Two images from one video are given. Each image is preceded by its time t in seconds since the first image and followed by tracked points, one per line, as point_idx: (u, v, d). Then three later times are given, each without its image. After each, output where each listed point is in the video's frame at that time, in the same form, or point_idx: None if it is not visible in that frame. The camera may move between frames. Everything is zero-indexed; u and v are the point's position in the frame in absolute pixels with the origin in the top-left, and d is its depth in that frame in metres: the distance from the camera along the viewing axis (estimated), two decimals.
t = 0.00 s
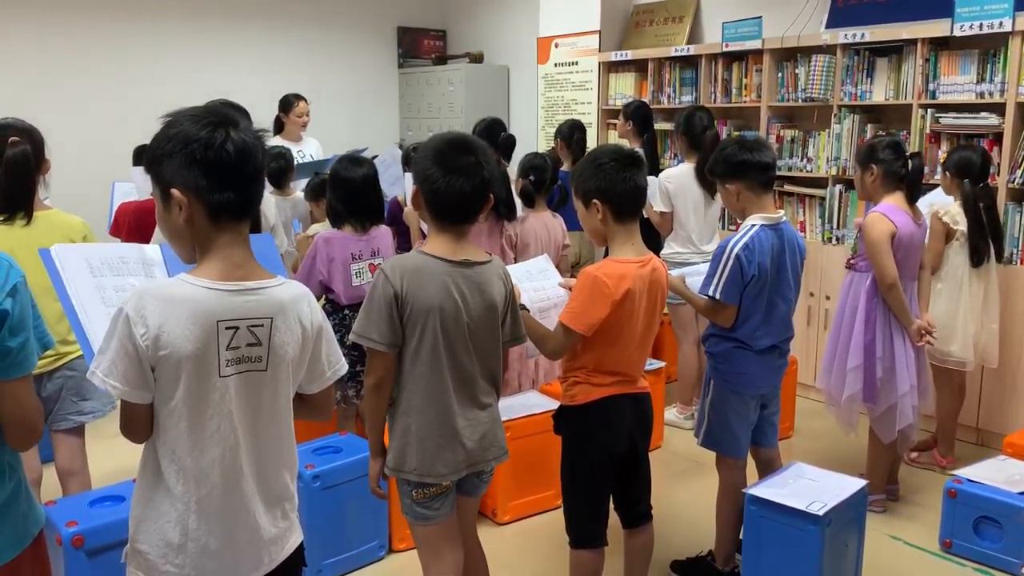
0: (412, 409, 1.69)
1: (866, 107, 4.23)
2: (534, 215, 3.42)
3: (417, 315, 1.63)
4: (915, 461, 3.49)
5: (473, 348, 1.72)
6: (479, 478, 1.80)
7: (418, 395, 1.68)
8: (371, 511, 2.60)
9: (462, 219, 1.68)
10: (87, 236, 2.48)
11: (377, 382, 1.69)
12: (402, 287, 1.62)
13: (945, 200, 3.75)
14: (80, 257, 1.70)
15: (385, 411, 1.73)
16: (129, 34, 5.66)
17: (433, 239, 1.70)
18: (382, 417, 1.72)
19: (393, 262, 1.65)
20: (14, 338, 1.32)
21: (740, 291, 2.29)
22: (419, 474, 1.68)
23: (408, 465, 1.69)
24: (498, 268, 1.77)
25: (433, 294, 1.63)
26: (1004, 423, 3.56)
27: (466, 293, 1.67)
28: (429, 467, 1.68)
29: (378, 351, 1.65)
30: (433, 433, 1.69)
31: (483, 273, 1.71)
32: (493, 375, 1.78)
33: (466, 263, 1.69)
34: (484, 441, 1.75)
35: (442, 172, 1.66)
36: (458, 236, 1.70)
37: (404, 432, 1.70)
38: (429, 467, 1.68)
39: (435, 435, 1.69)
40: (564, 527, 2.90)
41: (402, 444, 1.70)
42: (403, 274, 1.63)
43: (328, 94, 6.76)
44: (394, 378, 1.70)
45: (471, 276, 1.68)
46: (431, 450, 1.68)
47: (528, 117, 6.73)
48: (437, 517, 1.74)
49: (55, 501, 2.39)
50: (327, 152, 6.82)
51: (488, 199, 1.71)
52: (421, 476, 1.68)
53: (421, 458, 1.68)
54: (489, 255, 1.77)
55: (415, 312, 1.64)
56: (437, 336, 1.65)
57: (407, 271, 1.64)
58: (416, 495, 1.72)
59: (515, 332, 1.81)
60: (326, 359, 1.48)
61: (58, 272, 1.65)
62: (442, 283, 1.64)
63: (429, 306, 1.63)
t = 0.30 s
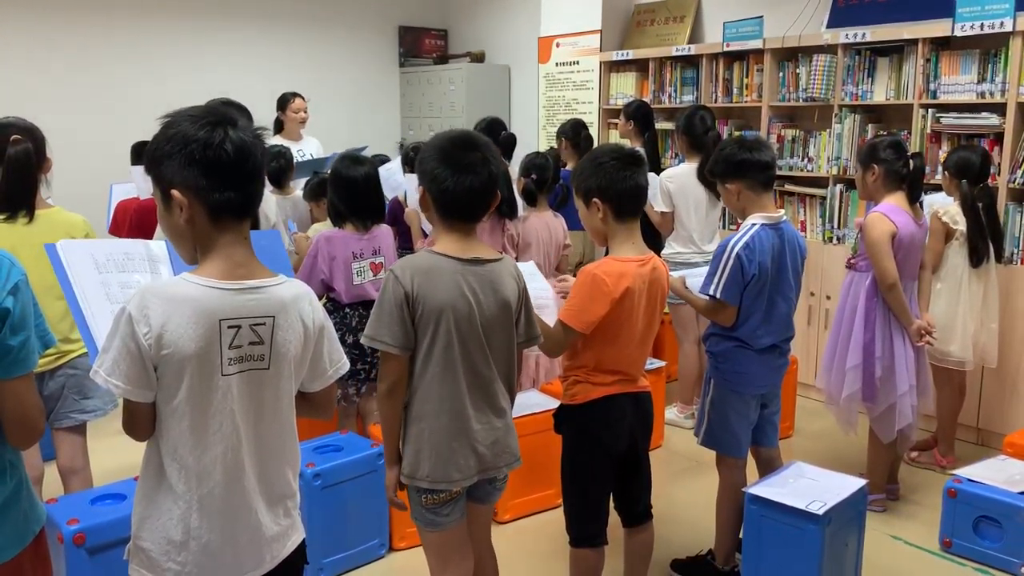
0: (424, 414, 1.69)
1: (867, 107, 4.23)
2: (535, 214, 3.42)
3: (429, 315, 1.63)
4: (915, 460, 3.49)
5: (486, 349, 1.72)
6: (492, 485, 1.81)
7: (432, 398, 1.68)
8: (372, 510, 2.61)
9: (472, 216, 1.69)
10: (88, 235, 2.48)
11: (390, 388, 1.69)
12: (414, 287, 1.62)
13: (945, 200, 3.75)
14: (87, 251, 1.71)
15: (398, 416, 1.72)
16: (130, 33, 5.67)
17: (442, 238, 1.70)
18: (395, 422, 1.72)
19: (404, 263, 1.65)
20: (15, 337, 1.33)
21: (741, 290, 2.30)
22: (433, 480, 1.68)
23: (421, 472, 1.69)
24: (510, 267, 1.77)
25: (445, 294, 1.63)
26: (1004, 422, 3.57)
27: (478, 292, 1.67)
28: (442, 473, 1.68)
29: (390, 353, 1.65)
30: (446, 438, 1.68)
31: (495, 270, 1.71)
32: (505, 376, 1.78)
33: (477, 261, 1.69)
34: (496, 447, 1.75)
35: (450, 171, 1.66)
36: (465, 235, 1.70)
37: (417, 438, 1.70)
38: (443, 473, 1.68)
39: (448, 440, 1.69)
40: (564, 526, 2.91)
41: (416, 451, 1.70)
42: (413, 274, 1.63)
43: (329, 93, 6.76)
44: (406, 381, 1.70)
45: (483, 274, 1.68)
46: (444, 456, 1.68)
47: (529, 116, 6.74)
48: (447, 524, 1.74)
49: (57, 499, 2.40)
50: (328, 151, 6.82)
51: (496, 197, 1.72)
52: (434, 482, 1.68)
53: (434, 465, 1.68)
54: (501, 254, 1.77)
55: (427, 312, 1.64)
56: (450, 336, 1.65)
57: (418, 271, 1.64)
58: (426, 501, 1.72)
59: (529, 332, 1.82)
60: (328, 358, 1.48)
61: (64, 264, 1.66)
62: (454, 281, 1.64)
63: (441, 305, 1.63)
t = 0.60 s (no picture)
0: (431, 419, 1.69)
1: (868, 107, 4.23)
2: (536, 214, 3.42)
3: (437, 318, 1.64)
4: (915, 461, 3.50)
5: (495, 354, 1.72)
6: (501, 497, 1.81)
7: (439, 403, 1.68)
8: (373, 509, 2.61)
9: (482, 217, 1.69)
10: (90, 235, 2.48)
11: (397, 392, 1.69)
12: (422, 289, 1.63)
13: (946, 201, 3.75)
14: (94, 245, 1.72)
15: (405, 422, 1.73)
16: (132, 33, 5.67)
17: (451, 239, 1.71)
18: (401, 428, 1.72)
19: (412, 264, 1.65)
20: (16, 336, 1.33)
21: (742, 290, 2.30)
22: (438, 488, 1.68)
23: (427, 479, 1.69)
24: (519, 269, 1.78)
25: (454, 296, 1.64)
26: (1005, 422, 3.57)
27: (486, 295, 1.67)
28: (447, 480, 1.68)
29: (398, 356, 1.65)
30: (451, 444, 1.69)
31: (504, 273, 1.72)
32: (514, 383, 1.79)
33: (487, 264, 1.70)
34: (502, 455, 1.75)
35: (460, 173, 1.66)
36: (473, 236, 1.71)
37: (423, 444, 1.70)
38: (448, 480, 1.68)
39: (455, 447, 1.69)
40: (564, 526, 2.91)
41: (422, 458, 1.70)
42: (422, 276, 1.64)
43: (331, 93, 6.76)
44: (414, 386, 1.70)
45: (492, 277, 1.69)
46: (450, 463, 1.68)
47: (530, 116, 6.74)
48: (450, 533, 1.74)
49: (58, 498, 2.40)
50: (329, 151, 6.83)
51: (505, 197, 1.72)
52: (440, 490, 1.68)
53: (439, 472, 1.68)
54: (510, 256, 1.78)
55: (435, 314, 1.64)
56: (458, 340, 1.65)
57: (426, 273, 1.64)
58: (429, 509, 1.72)
59: (538, 338, 1.83)
60: (330, 357, 1.48)
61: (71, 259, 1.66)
62: (463, 284, 1.65)
63: (449, 308, 1.63)
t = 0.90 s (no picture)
0: (436, 421, 1.69)
1: (870, 108, 4.23)
2: (539, 215, 3.42)
3: (443, 320, 1.64)
4: (918, 462, 3.50)
5: (498, 357, 1.72)
6: (500, 502, 1.81)
7: (443, 407, 1.68)
8: (375, 509, 2.62)
9: (489, 219, 1.70)
10: (92, 235, 2.48)
11: (402, 394, 1.69)
12: (429, 290, 1.63)
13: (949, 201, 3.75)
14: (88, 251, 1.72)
15: (408, 425, 1.73)
16: (134, 34, 5.69)
17: (457, 241, 1.71)
18: (404, 430, 1.72)
19: (418, 265, 1.65)
20: (19, 336, 1.34)
21: (744, 291, 2.30)
22: (442, 493, 1.68)
23: (431, 483, 1.69)
24: (523, 272, 1.78)
25: (460, 298, 1.64)
26: (1007, 424, 3.56)
27: (491, 297, 1.68)
28: (452, 484, 1.68)
29: (402, 359, 1.65)
30: (456, 448, 1.69)
31: (509, 276, 1.72)
32: (517, 386, 1.79)
33: (492, 267, 1.70)
34: (505, 460, 1.76)
35: (467, 175, 1.66)
36: (479, 238, 1.72)
37: (427, 448, 1.70)
38: (453, 484, 1.68)
39: (459, 450, 1.69)
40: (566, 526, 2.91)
41: (425, 462, 1.70)
42: (428, 277, 1.64)
43: (333, 94, 6.77)
44: (419, 388, 1.70)
45: (497, 280, 1.69)
46: (455, 467, 1.68)
47: (532, 117, 6.74)
48: (454, 538, 1.74)
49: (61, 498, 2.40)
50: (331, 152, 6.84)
51: (512, 198, 1.73)
52: (444, 494, 1.68)
53: (444, 475, 1.68)
54: (515, 259, 1.78)
55: (441, 316, 1.64)
56: (463, 343, 1.65)
57: (432, 274, 1.64)
58: (432, 514, 1.72)
59: (541, 341, 1.83)
60: (332, 357, 1.49)
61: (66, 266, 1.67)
62: (468, 286, 1.65)
63: (455, 310, 1.63)
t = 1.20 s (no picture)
0: (434, 422, 1.70)
1: (873, 110, 4.23)
2: (541, 217, 3.43)
3: (440, 320, 1.64)
4: (921, 464, 3.49)
5: (497, 359, 1.73)
6: (501, 501, 1.82)
7: (441, 407, 1.69)
8: (378, 511, 2.62)
9: (491, 221, 1.70)
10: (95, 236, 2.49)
11: (400, 394, 1.69)
12: (425, 291, 1.64)
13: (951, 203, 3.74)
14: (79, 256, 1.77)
15: (407, 425, 1.74)
16: (138, 36, 5.71)
17: (456, 243, 1.71)
18: (404, 430, 1.73)
19: (415, 267, 1.66)
20: (23, 338, 1.35)
21: (746, 293, 2.30)
22: (440, 493, 1.69)
23: (430, 483, 1.69)
24: (522, 274, 1.79)
25: (456, 299, 1.65)
26: (1010, 426, 3.56)
27: (489, 299, 1.68)
28: (451, 484, 1.69)
29: (400, 359, 1.66)
30: (454, 448, 1.69)
31: (507, 278, 1.73)
32: (517, 387, 1.79)
33: (490, 269, 1.70)
34: (505, 460, 1.76)
35: (471, 176, 1.67)
36: (480, 241, 1.71)
37: (426, 448, 1.71)
38: (452, 484, 1.69)
39: (458, 451, 1.69)
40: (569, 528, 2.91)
41: (424, 462, 1.71)
42: (425, 279, 1.65)
43: (336, 96, 6.79)
44: (417, 389, 1.71)
45: (495, 281, 1.70)
46: (453, 467, 1.69)
47: (535, 119, 6.74)
48: (454, 538, 1.74)
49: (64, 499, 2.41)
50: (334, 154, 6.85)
51: (514, 203, 1.73)
52: (443, 494, 1.69)
53: (442, 475, 1.69)
54: (513, 261, 1.79)
55: (439, 316, 1.65)
56: (460, 344, 1.66)
57: (430, 275, 1.65)
58: (432, 514, 1.72)
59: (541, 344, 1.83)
60: (326, 357, 1.49)
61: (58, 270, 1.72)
62: (465, 287, 1.66)
63: (453, 311, 1.64)
